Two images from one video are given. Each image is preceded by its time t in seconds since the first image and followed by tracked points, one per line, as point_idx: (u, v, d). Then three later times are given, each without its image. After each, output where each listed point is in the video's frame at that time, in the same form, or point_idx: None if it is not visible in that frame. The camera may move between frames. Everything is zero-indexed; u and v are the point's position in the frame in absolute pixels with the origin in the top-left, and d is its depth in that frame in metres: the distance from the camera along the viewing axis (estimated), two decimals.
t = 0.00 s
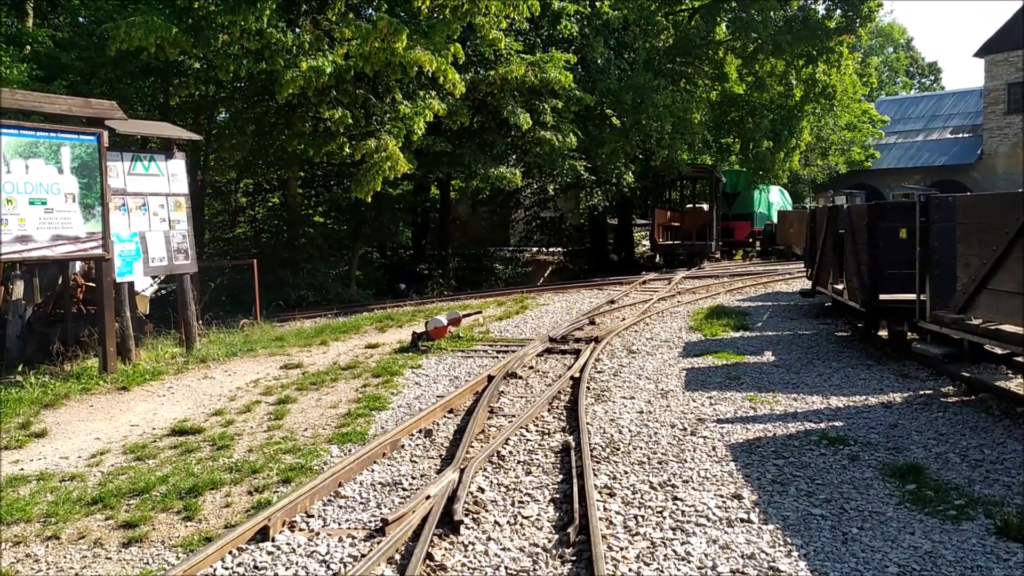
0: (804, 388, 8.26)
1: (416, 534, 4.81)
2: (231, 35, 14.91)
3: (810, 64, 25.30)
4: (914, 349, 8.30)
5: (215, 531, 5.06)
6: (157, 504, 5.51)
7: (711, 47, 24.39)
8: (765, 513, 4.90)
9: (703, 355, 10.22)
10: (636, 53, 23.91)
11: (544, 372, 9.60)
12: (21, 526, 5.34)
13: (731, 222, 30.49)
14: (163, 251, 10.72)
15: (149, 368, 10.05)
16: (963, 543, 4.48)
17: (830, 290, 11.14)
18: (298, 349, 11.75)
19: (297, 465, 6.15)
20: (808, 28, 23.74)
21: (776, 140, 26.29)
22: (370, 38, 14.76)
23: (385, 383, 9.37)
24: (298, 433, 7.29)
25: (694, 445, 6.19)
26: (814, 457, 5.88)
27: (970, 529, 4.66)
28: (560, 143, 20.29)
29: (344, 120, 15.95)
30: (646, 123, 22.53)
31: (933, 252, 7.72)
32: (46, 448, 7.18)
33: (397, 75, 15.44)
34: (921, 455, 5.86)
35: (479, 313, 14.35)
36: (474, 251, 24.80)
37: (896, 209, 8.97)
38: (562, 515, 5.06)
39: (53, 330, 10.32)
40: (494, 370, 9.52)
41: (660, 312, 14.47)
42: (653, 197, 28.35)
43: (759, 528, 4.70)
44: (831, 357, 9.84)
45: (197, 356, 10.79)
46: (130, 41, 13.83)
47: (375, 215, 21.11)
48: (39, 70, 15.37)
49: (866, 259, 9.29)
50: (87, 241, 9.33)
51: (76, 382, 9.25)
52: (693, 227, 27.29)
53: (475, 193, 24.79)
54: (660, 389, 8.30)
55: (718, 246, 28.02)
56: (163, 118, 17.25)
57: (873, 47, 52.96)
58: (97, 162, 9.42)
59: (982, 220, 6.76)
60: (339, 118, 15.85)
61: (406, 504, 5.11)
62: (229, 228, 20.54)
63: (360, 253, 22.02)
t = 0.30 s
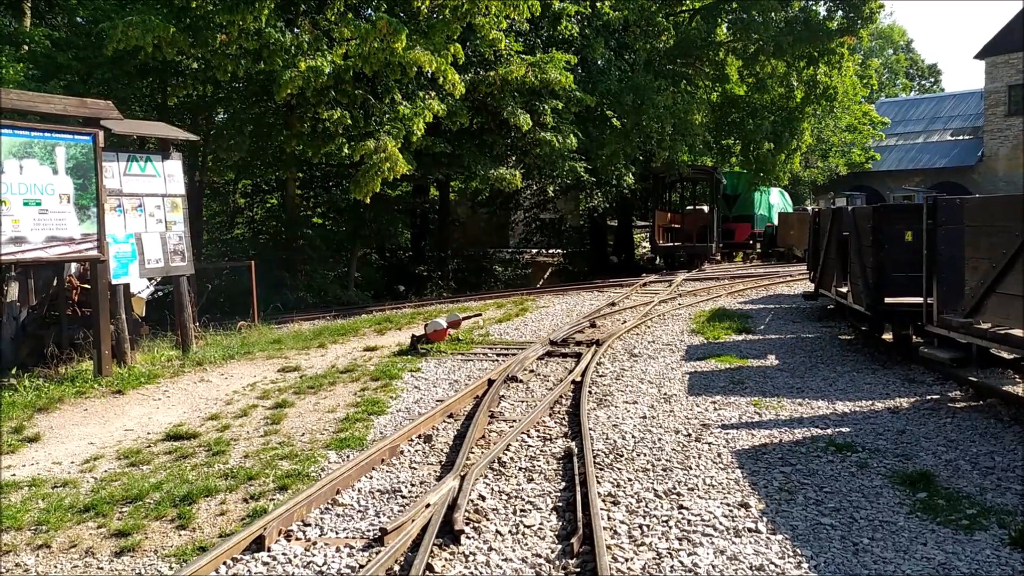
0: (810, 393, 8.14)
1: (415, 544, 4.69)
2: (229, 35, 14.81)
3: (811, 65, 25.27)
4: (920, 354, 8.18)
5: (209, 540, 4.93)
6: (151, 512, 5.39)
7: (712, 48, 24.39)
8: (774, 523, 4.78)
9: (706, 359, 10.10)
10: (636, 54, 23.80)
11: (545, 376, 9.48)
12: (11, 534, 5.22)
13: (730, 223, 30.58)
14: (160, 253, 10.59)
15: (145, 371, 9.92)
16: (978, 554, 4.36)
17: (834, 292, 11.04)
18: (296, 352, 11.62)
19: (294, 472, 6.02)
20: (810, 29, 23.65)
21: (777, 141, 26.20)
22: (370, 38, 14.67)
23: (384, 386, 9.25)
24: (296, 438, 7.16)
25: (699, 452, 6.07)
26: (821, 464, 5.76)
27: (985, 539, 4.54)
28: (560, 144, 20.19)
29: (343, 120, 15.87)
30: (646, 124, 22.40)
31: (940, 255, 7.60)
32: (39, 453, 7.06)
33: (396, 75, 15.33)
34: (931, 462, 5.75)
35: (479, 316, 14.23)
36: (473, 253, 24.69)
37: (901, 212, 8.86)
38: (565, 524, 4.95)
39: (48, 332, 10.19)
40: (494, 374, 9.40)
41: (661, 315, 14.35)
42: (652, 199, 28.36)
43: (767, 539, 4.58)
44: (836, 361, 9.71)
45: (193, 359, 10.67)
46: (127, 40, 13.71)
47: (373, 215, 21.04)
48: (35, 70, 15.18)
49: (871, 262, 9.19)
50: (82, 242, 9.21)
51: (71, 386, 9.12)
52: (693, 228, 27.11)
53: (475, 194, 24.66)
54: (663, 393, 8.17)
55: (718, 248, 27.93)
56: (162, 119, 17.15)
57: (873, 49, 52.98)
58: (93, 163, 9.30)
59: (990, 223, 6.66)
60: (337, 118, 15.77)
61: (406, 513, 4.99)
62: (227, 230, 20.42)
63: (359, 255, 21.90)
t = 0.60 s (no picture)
0: (815, 398, 7.99)
1: (412, 556, 4.52)
2: (225, 34, 14.64)
3: (810, 67, 25.18)
4: (927, 358, 8.04)
5: (198, 552, 4.76)
6: (138, 522, 5.22)
7: (711, 50, 24.30)
8: (782, 535, 4.62)
9: (707, 363, 9.95)
10: (635, 55, 23.67)
11: (544, 380, 9.32)
12: None
13: (729, 225, 30.42)
14: (152, 254, 10.42)
15: (136, 375, 9.74)
16: (995, 568, 4.21)
17: (837, 295, 10.89)
18: (291, 355, 11.44)
19: (287, 480, 5.85)
20: (809, 31, 23.55)
21: (777, 143, 26.08)
22: (366, 37, 14.50)
23: (381, 390, 9.08)
24: (290, 444, 7.00)
25: (704, 459, 5.92)
26: (830, 472, 5.60)
27: (1002, 552, 4.38)
28: (559, 145, 20.05)
29: (339, 120, 15.71)
30: (646, 125, 22.22)
31: (947, 258, 7.45)
32: (26, 460, 6.88)
33: (394, 75, 15.17)
34: (941, 471, 5.59)
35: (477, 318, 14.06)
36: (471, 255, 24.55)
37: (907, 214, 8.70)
38: (567, 535, 4.79)
39: (38, 334, 10.00)
40: (492, 378, 9.24)
41: (661, 318, 14.19)
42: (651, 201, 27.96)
43: (776, 552, 4.42)
44: (840, 365, 9.56)
45: (186, 363, 10.50)
46: (121, 39, 13.53)
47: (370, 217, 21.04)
48: (28, 70, 14.98)
49: (876, 265, 9.02)
50: (73, 243, 9.03)
51: (61, 390, 8.94)
52: (691, 230, 26.75)
53: (472, 196, 24.49)
54: (664, 398, 8.01)
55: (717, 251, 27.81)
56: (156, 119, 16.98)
57: (871, 51, 52.96)
58: (84, 162, 9.12)
59: (1001, 226, 6.51)
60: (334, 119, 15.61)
61: (402, 523, 4.82)
62: (222, 231, 20.24)
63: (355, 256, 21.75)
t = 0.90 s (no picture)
0: (819, 404, 7.83)
1: (406, 571, 4.35)
2: (218, 33, 14.47)
3: (808, 68, 25.06)
4: (933, 363, 7.88)
5: (183, 565, 4.58)
6: (123, 534, 5.03)
7: (709, 51, 24.19)
8: (791, 548, 4.45)
9: (707, 367, 9.78)
10: (632, 56, 23.53)
11: (542, 384, 9.15)
12: None
13: (726, 227, 30.30)
14: (142, 256, 10.24)
15: (125, 379, 9.56)
16: None
17: (838, 299, 10.73)
18: (284, 358, 11.26)
19: (277, 489, 5.67)
20: (807, 32, 23.45)
21: (774, 144, 25.96)
22: (361, 36, 14.22)
23: (375, 395, 8.89)
24: (281, 451, 6.82)
25: (707, 468, 5.75)
26: (837, 482, 5.44)
27: (1019, 567, 4.22)
28: (556, 146, 19.89)
29: (334, 120, 15.54)
30: (643, 126, 22.06)
31: (954, 261, 7.29)
32: (10, 467, 6.69)
33: (389, 74, 15.01)
34: (952, 480, 5.43)
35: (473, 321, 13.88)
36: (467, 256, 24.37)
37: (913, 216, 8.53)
38: (567, 548, 4.61)
39: (25, 337, 9.81)
40: (489, 382, 9.07)
41: (659, 321, 14.04)
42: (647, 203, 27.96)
43: (785, 566, 4.25)
44: (842, 369, 9.40)
45: (176, 366, 10.31)
46: (113, 37, 13.31)
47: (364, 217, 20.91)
48: (19, 69, 14.79)
49: (879, 267, 8.85)
50: (60, 244, 8.83)
51: (47, 394, 8.74)
52: (688, 232, 26.93)
53: (468, 197, 24.30)
54: (665, 403, 7.84)
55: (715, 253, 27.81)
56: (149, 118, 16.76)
57: (867, 53, 52.97)
58: (71, 161, 8.93)
59: (1012, 228, 6.35)
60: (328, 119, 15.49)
61: (396, 536, 4.64)
62: (216, 232, 20.05)
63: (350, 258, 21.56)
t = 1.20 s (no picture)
0: (821, 408, 7.64)
1: None
2: (205, 28, 14.32)
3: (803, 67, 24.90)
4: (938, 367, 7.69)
5: None
6: (99, 547, 4.81)
7: (703, 49, 24.06)
8: (799, 563, 4.25)
9: (705, 369, 9.59)
10: (626, 54, 23.32)
11: (536, 387, 8.93)
12: None
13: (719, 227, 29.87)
14: (126, 255, 10.01)
15: (109, 381, 9.32)
16: None
17: (838, 300, 10.57)
18: (272, 360, 11.02)
19: (262, 498, 5.44)
20: (802, 31, 23.30)
21: (769, 144, 25.82)
22: (352, 32, 14.10)
23: (366, 398, 8.66)
24: (267, 457, 6.59)
25: (708, 476, 5.55)
26: (844, 491, 5.24)
27: None
28: (549, 145, 19.68)
29: (325, 117, 15.31)
30: (637, 125, 21.89)
31: (959, 261, 7.12)
32: None
33: (380, 70, 14.79)
34: (962, 489, 5.24)
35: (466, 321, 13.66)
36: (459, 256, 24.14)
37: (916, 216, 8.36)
38: (565, 562, 4.41)
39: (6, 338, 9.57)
40: (482, 385, 8.86)
41: (655, 322, 13.85)
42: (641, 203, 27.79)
43: None
44: (843, 372, 9.21)
45: (162, 368, 10.08)
46: (98, 32, 13.00)
47: (356, 217, 20.70)
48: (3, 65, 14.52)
49: (881, 268, 8.67)
50: (41, 243, 8.57)
51: (28, 398, 8.50)
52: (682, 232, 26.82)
53: (461, 196, 24.07)
54: (663, 408, 7.64)
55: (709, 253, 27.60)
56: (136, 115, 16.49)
57: (860, 53, 52.92)
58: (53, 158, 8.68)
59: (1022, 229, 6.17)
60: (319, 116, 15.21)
61: (386, 549, 4.43)
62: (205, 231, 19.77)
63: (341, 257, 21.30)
